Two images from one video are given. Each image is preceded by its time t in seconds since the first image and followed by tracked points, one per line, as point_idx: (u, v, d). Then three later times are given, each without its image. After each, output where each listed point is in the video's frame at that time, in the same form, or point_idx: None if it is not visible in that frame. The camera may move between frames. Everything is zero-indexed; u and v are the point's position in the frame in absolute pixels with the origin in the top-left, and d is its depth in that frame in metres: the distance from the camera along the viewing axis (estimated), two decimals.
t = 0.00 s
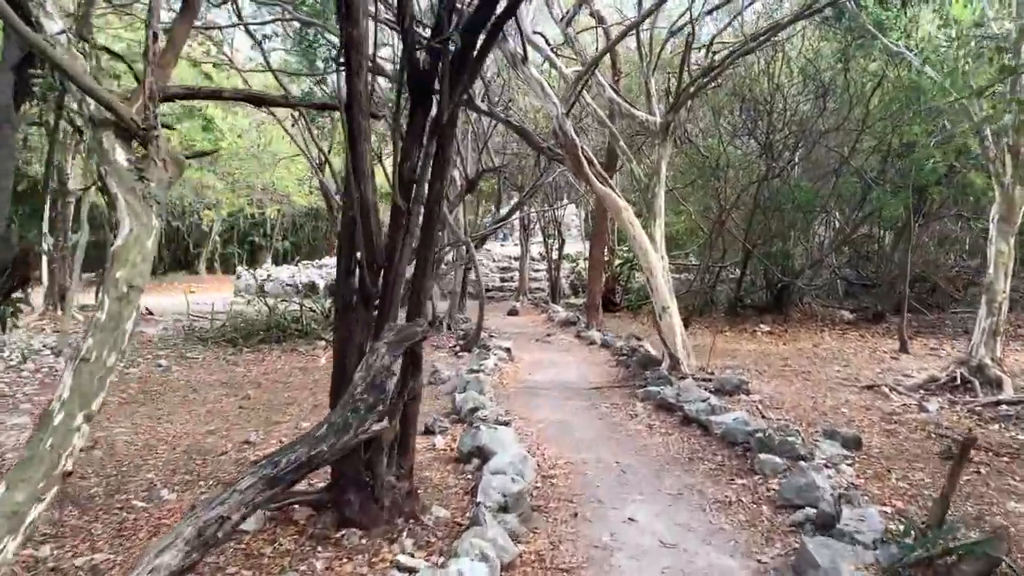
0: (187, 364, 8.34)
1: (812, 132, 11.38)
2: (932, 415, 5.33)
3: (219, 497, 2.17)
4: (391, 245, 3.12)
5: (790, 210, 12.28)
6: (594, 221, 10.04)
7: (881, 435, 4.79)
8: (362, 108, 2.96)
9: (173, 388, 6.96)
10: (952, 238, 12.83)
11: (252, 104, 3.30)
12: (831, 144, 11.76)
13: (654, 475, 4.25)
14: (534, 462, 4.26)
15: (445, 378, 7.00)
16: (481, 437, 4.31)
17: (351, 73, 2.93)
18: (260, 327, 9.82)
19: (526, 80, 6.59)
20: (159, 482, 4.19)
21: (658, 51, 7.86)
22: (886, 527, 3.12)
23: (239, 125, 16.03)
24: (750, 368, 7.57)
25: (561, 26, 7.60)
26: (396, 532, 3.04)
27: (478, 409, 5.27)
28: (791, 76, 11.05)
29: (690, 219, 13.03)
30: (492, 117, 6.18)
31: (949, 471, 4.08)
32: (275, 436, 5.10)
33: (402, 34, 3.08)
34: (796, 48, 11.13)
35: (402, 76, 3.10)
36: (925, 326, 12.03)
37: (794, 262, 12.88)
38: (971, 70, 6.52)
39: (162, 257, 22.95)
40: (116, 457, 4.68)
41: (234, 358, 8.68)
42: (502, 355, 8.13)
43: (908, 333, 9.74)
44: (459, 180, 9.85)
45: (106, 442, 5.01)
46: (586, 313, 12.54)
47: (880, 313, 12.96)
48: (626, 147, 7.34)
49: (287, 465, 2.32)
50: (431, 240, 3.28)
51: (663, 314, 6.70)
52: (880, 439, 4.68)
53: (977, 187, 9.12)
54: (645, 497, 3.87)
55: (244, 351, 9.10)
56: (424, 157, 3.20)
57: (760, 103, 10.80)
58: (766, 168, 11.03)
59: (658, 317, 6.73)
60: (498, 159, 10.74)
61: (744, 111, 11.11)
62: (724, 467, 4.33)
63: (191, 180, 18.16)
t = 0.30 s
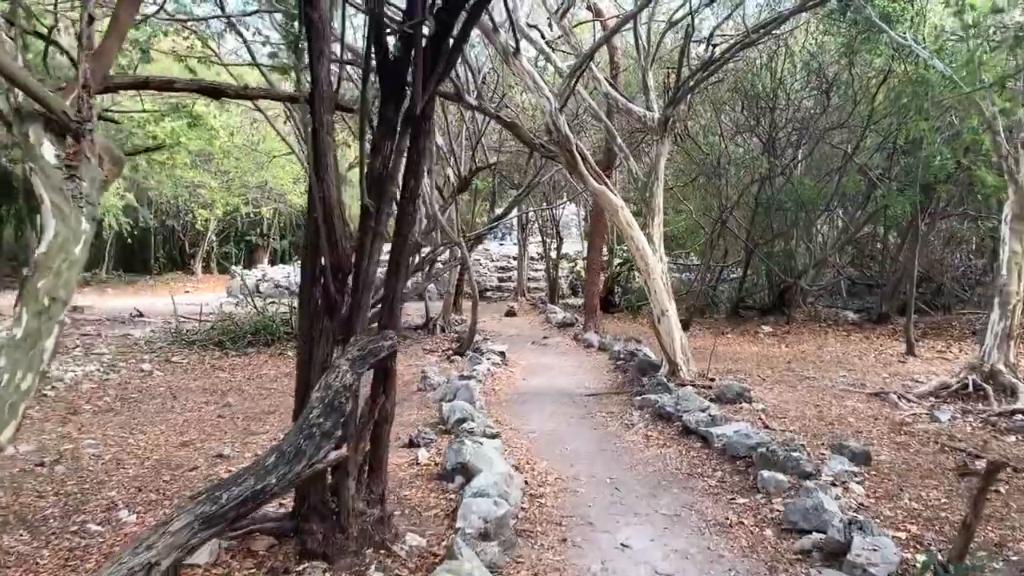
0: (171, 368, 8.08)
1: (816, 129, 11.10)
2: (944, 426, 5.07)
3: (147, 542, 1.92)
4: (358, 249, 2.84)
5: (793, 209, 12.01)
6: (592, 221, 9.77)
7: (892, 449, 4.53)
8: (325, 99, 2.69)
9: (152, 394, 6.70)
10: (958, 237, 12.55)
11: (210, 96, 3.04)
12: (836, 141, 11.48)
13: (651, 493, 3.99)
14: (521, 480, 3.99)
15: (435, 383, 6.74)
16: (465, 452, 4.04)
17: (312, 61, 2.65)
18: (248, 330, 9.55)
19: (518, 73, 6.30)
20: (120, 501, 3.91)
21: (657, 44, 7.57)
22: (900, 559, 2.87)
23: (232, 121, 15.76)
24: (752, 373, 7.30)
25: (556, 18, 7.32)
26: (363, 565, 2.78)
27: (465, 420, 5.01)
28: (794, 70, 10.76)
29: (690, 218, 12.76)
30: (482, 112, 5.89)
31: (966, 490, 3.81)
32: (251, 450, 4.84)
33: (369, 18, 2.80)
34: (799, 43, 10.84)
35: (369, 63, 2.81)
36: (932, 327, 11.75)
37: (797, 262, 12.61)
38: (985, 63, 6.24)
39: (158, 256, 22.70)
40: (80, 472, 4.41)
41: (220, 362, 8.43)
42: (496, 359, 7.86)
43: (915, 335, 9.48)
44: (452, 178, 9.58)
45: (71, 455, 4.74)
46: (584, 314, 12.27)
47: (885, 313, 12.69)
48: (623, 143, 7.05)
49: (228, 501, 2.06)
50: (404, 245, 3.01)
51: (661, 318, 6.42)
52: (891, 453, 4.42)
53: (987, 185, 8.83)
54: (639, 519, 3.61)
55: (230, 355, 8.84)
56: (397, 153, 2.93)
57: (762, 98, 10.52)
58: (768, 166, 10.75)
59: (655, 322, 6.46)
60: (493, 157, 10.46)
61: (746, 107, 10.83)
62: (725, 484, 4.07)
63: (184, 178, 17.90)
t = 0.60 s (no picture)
0: (155, 373, 7.81)
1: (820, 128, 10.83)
2: (961, 437, 4.79)
3: None
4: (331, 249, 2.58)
5: (797, 210, 11.75)
6: (590, 221, 9.50)
7: (908, 462, 4.26)
8: (292, 81, 2.41)
9: (130, 402, 6.42)
10: (964, 238, 12.29)
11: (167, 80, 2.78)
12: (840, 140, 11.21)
13: (652, 512, 3.72)
14: (513, 497, 3.72)
15: (427, 390, 6.48)
16: (453, 466, 3.77)
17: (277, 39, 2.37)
18: (236, 333, 9.27)
19: (514, 66, 6.02)
20: (81, 520, 3.64)
21: (658, 38, 7.30)
22: None
23: (225, 119, 15.49)
24: (756, 379, 7.04)
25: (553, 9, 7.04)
26: None
27: (455, 431, 4.74)
28: (798, 67, 10.49)
29: (691, 219, 12.49)
30: (474, 105, 5.62)
31: (991, 510, 3.54)
32: (226, 462, 4.57)
33: None
34: (802, 39, 10.59)
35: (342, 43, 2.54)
36: (940, 330, 11.48)
37: (800, 265, 12.35)
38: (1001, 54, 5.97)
39: (152, 257, 22.43)
40: (43, 487, 4.14)
41: (206, 366, 8.16)
42: (491, 364, 7.59)
43: (923, 339, 9.21)
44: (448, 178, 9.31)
45: (36, 468, 4.47)
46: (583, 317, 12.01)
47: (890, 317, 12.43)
48: (623, 140, 6.77)
49: (168, 533, 1.77)
50: (382, 244, 2.75)
51: (662, 323, 6.15)
52: (907, 468, 4.15)
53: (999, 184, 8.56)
54: (640, 541, 3.33)
55: (218, 358, 8.57)
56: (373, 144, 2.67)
57: (766, 96, 10.24)
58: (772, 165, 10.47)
59: (656, 326, 6.18)
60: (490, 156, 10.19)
61: (748, 105, 10.56)
62: (731, 501, 3.79)
63: (178, 178, 17.63)
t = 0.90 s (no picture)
0: (137, 377, 7.55)
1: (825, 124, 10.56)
2: (979, 448, 4.53)
3: None
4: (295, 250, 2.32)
5: (801, 209, 11.49)
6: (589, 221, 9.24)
7: (925, 477, 4.01)
8: (249, 62, 2.15)
9: (109, 408, 6.16)
10: (971, 238, 12.04)
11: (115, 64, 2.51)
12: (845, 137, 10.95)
13: (654, 532, 3.46)
14: (503, 517, 3.46)
15: (418, 396, 6.21)
16: (439, 483, 3.50)
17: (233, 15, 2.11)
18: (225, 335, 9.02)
19: (508, 58, 5.75)
20: (37, 542, 3.38)
21: (658, 31, 7.04)
22: None
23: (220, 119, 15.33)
24: (760, 385, 6.78)
25: None
26: None
27: (444, 442, 4.48)
28: (804, 62, 10.22)
29: (693, 218, 12.23)
30: (467, 98, 5.35)
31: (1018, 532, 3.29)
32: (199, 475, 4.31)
33: None
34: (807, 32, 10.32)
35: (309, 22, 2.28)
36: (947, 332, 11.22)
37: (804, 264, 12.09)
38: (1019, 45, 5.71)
39: (147, 256, 22.20)
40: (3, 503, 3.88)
41: (191, 370, 7.89)
42: (486, 367, 7.33)
43: (931, 342, 8.96)
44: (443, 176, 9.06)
45: None
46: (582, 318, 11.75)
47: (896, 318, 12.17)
48: (622, 135, 6.51)
49: None
50: (354, 246, 2.49)
51: (663, 327, 5.88)
52: (924, 484, 3.90)
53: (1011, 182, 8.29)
54: (640, 567, 3.08)
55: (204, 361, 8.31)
56: (343, 134, 2.41)
57: (770, 91, 9.97)
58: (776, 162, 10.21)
59: (657, 330, 5.92)
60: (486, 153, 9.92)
61: (752, 100, 10.29)
62: (738, 520, 3.54)
63: (172, 176, 17.37)
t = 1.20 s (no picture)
0: (114, 379, 7.26)
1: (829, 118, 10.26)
2: (997, 455, 4.25)
3: None
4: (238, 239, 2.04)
5: (803, 206, 11.20)
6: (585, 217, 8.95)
7: (941, 488, 3.73)
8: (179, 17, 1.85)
9: (80, 412, 5.87)
10: (977, 236, 11.75)
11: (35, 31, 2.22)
12: (848, 132, 10.65)
13: (650, 549, 3.18)
14: (485, 535, 3.18)
15: (404, 400, 5.92)
16: (416, 495, 3.22)
17: None
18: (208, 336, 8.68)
19: (498, 43, 5.48)
20: None
21: (656, 17, 6.74)
22: None
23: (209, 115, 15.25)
24: (762, 387, 6.49)
25: None
26: None
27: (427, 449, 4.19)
28: (806, 54, 9.93)
29: (692, 215, 11.93)
30: (453, 84, 5.05)
31: None
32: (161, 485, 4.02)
33: None
34: (809, 23, 10.03)
35: None
36: (954, 332, 10.93)
37: (806, 263, 11.80)
38: None
39: (140, 255, 21.93)
40: None
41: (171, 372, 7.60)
42: (478, 369, 7.04)
43: (938, 342, 8.69)
44: (435, 170, 8.78)
45: None
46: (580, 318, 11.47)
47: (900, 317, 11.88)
48: (618, 126, 6.20)
49: None
50: (308, 235, 2.21)
51: (662, 327, 5.59)
52: (942, 495, 3.62)
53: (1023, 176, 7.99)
54: None
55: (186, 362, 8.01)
56: (294, 106, 2.12)
57: (772, 83, 9.66)
58: (779, 157, 9.90)
59: (655, 330, 5.62)
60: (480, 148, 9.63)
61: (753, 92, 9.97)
62: (741, 537, 3.26)
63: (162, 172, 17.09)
